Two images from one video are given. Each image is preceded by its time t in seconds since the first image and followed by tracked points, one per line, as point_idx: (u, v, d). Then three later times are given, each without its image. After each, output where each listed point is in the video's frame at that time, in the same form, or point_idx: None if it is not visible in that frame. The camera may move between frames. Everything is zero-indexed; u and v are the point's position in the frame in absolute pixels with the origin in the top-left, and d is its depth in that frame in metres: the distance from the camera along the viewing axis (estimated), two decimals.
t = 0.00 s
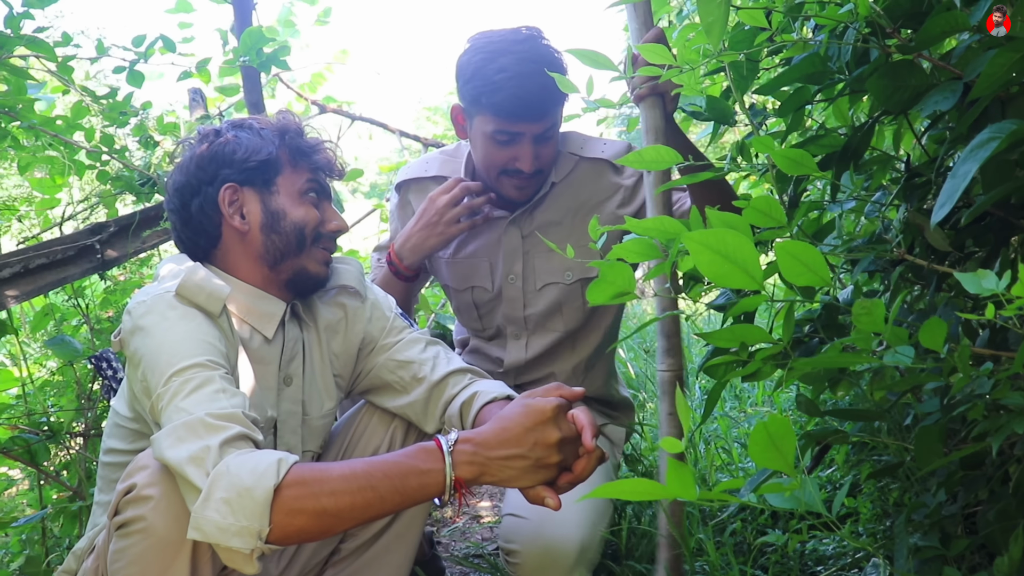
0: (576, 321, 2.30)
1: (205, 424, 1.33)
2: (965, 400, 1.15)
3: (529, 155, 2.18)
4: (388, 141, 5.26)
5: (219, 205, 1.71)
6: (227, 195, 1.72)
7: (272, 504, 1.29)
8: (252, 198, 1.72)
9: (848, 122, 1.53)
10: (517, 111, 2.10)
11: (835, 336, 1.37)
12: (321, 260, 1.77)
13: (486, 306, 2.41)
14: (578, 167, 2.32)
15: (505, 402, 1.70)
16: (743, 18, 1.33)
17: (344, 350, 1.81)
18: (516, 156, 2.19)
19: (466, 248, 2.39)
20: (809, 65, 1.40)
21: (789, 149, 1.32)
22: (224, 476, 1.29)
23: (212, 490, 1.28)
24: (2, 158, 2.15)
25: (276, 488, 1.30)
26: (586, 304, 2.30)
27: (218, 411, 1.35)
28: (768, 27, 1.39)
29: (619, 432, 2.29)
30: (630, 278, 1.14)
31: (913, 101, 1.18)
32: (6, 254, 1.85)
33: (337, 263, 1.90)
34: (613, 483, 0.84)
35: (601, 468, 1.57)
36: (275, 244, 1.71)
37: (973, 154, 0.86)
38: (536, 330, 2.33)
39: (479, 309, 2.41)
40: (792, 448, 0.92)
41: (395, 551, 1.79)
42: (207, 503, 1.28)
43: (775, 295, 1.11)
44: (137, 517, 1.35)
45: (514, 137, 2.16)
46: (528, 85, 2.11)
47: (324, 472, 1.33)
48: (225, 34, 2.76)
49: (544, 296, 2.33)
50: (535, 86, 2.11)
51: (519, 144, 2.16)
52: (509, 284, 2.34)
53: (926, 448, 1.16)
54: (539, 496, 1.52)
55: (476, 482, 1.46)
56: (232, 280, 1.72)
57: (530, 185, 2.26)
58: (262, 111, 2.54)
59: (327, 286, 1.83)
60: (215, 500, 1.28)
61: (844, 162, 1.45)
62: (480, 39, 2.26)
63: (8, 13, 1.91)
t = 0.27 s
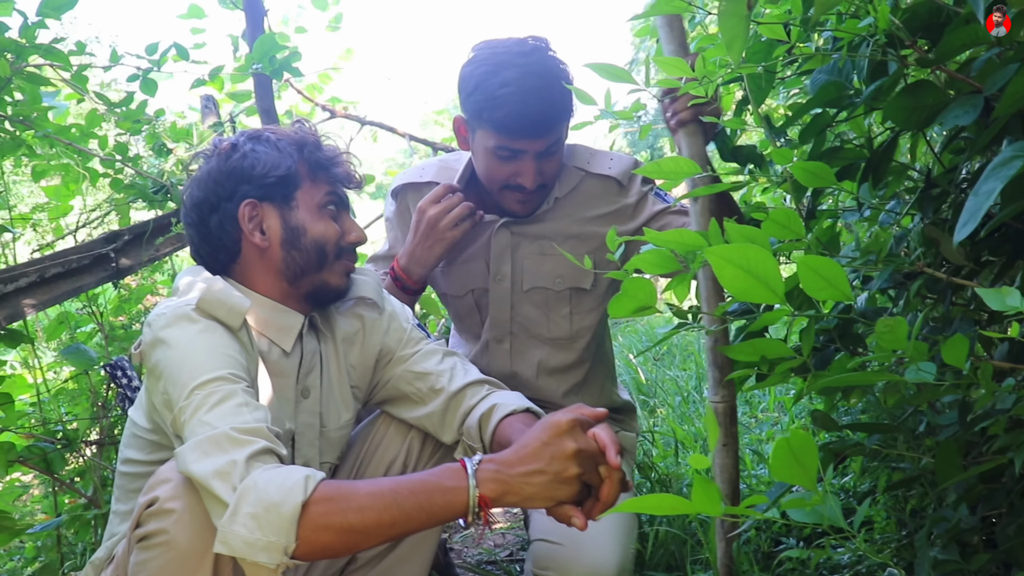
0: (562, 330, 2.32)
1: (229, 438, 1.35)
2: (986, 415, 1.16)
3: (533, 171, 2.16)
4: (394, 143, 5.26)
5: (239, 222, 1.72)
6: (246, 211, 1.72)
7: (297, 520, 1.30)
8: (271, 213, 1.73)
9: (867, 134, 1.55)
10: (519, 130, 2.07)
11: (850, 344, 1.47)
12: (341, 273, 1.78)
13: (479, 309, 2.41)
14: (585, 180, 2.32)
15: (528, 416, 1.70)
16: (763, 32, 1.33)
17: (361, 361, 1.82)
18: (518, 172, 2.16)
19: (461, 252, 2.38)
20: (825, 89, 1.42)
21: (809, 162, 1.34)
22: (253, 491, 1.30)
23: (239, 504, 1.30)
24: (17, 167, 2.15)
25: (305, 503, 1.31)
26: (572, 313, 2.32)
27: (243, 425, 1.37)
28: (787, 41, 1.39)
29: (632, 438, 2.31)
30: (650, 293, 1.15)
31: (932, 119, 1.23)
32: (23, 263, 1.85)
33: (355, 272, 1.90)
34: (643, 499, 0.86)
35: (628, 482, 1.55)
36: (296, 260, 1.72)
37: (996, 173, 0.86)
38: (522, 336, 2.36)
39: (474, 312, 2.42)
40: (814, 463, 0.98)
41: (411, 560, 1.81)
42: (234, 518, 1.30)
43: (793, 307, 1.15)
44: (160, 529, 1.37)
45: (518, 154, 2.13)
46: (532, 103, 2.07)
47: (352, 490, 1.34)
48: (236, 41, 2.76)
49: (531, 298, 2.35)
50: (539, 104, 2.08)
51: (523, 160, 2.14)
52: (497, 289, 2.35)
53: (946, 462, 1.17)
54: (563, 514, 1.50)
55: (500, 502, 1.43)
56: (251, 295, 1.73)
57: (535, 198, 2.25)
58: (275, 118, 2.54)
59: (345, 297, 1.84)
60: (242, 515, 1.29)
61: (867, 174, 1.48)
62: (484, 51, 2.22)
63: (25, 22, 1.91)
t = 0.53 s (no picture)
0: (588, 352, 2.32)
1: (268, 443, 1.39)
2: None
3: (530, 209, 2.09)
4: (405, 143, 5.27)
5: (272, 233, 1.73)
6: (278, 222, 1.73)
7: (338, 527, 1.34)
8: (303, 223, 1.74)
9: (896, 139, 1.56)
10: (511, 172, 2.00)
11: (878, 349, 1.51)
12: (373, 280, 1.80)
13: (497, 334, 2.37)
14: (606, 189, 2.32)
15: (563, 412, 1.77)
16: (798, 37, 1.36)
17: (391, 365, 1.87)
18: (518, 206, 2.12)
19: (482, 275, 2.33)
20: (858, 92, 1.42)
21: (842, 166, 1.35)
22: (293, 495, 1.34)
23: (279, 510, 1.33)
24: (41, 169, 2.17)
25: (345, 511, 1.35)
26: (597, 334, 2.32)
27: (280, 430, 1.40)
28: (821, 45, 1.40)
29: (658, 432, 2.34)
30: (690, 298, 1.16)
31: (966, 121, 1.23)
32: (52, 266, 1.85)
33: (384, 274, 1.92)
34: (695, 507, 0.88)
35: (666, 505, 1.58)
36: (330, 270, 1.74)
37: None
38: (545, 360, 2.35)
39: (490, 336, 2.38)
40: (856, 470, 0.99)
41: (438, 563, 1.83)
42: (275, 521, 1.33)
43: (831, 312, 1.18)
44: (196, 533, 1.44)
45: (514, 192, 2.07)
46: (523, 149, 1.99)
47: (392, 500, 1.38)
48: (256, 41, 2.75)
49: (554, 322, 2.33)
50: (533, 148, 2.00)
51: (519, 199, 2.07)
52: (519, 314, 2.32)
53: (983, 467, 1.18)
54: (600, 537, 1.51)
55: (538, 519, 1.46)
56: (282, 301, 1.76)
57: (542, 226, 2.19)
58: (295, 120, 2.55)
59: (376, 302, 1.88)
60: (281, 520, 1.33)
61: (902, 177, 1.46)
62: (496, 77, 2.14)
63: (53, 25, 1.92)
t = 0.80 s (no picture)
0: (622, 362, 2.32)
1: (313, 443, 1.45)
2: None
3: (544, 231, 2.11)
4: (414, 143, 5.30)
5: (309, 240, 1.78)
6: (315, 231, 1.77)
7: (384, 528, 1.41)
8: (341, 231, 1.78)
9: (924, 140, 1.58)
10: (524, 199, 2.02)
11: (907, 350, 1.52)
12: (408, 286, 1.84)
13: (528, 345, 2.37)
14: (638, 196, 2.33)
15: (603, 411, 1.82)
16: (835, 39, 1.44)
17: (425, 366, 1.90)
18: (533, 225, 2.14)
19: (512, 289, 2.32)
20: (891, 81, 1.45)
21: (876, 168, 1.36)
22: (340, 494, 1.40)
23: (326, 510, 1.39)
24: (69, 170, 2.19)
25: (391, 512, 1.42)
26: (632, 345, 2.32)
27: (325, 430, 1.46)
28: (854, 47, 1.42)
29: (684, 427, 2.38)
30: (731, 297, 1.19)
31: (1002, 117, 1.35)
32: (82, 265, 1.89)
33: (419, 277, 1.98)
34: (728, 497, 0.92)
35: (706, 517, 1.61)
36: (365, 278, 1.79)
37: None
38: (578, 372, 2.34)
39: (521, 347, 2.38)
40: (892, 464, 1.02)
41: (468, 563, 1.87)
42: (322, 522, 1.39)
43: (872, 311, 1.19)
44: (238, 532, 1.48)
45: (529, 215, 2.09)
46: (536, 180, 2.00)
47: (438, 504, 1.45)
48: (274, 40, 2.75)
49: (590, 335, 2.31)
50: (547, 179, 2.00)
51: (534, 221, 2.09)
52: (553, 329, 2.31)
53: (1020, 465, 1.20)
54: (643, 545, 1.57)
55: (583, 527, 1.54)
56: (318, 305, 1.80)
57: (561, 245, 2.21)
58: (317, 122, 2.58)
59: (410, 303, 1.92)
60: (329, 519, 1.39)
61: (922, 178, 1.52)
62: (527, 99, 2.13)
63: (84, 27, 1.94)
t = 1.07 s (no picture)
0: (648, 354, 2.35)
1: (334, 425, 1.49)
2: None
3: (560, 208, 2.14)
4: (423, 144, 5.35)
5: (337, 239, 1.82)
6: (344, 229, 1.81)
7: (407, 509, 1.44)
8: (369, 230, 1.81)
9: (941, 130, 1.60)
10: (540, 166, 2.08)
11: (921, 338, 1.52)
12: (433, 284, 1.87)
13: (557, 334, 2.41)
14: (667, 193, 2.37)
15: (632, 404, 1.84)
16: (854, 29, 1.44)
17: (449, 355, 1.95)
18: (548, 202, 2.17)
19: (540, 281, 2.38)
20: (910, 71, 1.47)
21: (896, 156, 1.37)
22: (362, 477, 1.43)
23: (349, 492, 1.43)
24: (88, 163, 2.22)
25: (414, 494, 1.45)
26: (658, 336, 2.35)
27: (346, 413, 1.50)
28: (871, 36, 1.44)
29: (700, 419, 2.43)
30: (756, 280, 1.24)
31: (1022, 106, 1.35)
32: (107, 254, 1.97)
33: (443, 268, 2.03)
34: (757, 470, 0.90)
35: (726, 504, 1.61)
36: (391, 276, 1.82)
37: None
38: (606, 362, 2.38)
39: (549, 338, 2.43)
40: (920, 442, 1.00)
41: (488, 550, 1.89)
42: (345, 504, 1.43)
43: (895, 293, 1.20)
44: (261, 515, 1.51)
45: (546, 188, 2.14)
46: (551, 144, 2.08)
47: (462, 486, 1.48)
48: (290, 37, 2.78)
49: (618, 325, 2.36)
50: (562, 143, 2.07)
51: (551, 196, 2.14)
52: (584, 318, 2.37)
53: None
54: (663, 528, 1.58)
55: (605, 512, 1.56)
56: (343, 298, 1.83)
57: (579, 228, 2.24)
58: (332, 116, 2.61)
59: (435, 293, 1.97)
60: (353, 501, 1.42)
61: (939, 167, 1.54)
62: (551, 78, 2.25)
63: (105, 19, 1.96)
